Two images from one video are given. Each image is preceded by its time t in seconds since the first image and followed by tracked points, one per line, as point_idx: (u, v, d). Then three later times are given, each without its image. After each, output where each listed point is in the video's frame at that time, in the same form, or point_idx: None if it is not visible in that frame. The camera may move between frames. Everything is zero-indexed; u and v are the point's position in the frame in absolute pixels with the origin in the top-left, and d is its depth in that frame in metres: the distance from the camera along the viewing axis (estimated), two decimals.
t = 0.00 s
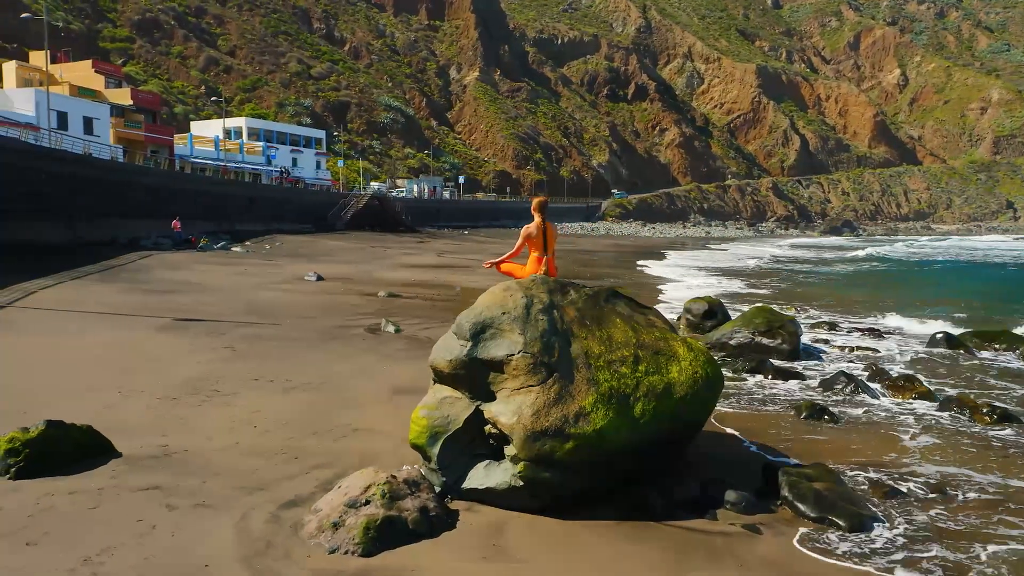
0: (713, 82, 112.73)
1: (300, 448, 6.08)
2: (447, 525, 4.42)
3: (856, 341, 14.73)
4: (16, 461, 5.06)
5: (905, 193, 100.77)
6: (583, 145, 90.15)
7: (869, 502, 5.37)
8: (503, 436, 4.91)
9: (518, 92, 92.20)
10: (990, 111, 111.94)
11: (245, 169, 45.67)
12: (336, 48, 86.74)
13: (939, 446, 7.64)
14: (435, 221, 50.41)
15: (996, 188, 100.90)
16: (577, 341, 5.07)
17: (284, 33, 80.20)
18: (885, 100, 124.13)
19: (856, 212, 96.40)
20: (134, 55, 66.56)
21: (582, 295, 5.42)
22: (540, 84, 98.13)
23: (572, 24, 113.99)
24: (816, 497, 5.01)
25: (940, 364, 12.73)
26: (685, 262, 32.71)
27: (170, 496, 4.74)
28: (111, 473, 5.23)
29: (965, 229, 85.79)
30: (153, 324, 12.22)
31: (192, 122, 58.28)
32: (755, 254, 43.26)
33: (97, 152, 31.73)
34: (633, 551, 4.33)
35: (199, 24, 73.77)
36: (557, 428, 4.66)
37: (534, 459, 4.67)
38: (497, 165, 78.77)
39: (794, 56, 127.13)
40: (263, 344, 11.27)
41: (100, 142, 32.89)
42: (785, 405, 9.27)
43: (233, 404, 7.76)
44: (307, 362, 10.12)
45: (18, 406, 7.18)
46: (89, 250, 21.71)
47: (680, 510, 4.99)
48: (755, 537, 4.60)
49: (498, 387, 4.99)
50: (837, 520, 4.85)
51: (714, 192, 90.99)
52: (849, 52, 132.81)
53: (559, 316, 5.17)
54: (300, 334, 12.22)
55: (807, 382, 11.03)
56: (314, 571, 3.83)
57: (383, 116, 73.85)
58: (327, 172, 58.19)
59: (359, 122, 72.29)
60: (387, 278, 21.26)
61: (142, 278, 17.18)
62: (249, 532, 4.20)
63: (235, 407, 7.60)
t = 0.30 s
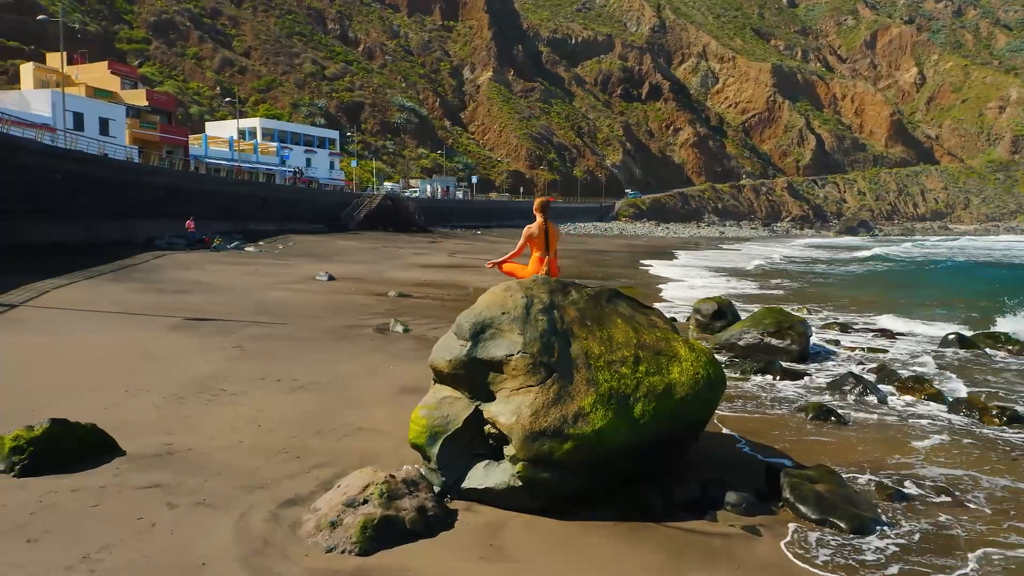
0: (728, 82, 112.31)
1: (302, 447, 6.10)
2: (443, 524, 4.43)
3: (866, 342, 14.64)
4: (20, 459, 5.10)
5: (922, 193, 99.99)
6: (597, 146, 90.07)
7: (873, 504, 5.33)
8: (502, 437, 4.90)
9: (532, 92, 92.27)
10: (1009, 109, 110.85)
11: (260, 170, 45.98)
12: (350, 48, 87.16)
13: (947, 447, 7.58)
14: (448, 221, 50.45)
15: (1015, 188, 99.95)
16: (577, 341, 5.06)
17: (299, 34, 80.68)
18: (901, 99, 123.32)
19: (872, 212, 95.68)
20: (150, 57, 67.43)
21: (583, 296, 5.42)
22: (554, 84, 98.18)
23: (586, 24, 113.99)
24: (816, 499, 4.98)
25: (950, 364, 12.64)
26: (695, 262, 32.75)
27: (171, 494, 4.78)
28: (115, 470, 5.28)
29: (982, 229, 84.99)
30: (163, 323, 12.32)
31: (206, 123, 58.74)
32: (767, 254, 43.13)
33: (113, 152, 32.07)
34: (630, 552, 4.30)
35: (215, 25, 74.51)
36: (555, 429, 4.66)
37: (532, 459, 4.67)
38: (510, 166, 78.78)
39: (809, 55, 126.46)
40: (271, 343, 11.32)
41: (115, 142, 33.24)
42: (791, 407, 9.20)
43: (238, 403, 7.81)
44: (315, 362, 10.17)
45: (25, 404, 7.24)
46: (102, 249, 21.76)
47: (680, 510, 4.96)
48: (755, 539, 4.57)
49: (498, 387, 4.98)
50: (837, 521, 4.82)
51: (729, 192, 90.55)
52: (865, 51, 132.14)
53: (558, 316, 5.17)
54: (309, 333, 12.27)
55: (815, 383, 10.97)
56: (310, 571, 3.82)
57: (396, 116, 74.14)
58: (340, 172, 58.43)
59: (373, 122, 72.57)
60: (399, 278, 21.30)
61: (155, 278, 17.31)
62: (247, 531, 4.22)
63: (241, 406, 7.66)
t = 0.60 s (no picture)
0: (743, 81, 111.78)
1: (305, 446, 6.14)
2: (442, 523, 4.44)
3: (877, 343, 14.55)
4: (26, 456, 5.16)
5: (939, 193, 99.10)
6: (611, 145, 89.90)
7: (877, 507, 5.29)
8: (502, 437, 4.90)
9: (545, 92, 92.26)
10: None
11: (274, 171, 46.24)
12: (364, 49, 87.56)
13: (954, 450, 7.53)
14: (462, 220, 50.49)
15: None
16: (578, 341, 5.05)
17: (313, 34, 81.17)
18: (919, 97, 122.23)
19: (889, 212, 94.83)
20: (166, 58, 68.26)
21: (585, 296, 5.39)
22: (568, 84, 98.26)
23: (600, 24, 113.93)
24: (819, 501, 4.94)
25: (964, 367, 12.41)
26: (707, 262, 32.76)
27: (174, 492, 4.82)
28: (119, 468, 5.33)
29: (1001, 229, 84.04)
30: (174, 322, 12.40)
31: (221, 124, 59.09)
32: (782, 254, 42.89)
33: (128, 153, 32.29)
34: (627, 553, 4.29)
35: (230, 26, 75.28)
36: (555, 429, 4.65)
37: (531, 459, 4.66)
38: (524, 166, 78.80)
39: (826, 54, 125.79)
40: (281, 343, 11.38)
41: (131, 144, 33.53)
42: (799, 408, 9.15)
43: (244, 403, 7.86)
44: (323, 361, 10.20)
45: (34, 401, 7.32)
46: (117, 248, 21.86)
47: (680, 512, 4.94)
48: (755, 540, 4.55)
49: (498, 386, 4.98)
50: (840, 523, 4.77)
51: (744, 192, 90.06)
52: (882, 49, 131.37)
53: (560, 316, 5.15)
54: (318, 333, 12.32)
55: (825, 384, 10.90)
56: (307, 569, 3.84)
57: (410, 116, 74.38)
58: (354, 172, 58.64)
59: (387, 123, 72.72)
60: (411, 278, 21.32)
61: (168, 277, 17.44)
62: (246, 529, 4.24)
63: (247, 405, 7.71)
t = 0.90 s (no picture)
0: (759, 80, 111.25)
1: (309, 445, 6.17)
2: (440, 522, 4.45)
3: (887, 344, 14.44)
4: (32, 454, 5.21)
5: (957, 193, 98.29)
6: (625, 145, 89.76)
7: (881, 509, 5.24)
8: (502, 437, 4.91)
9: (559, 92, 92.31)
10: None
11: (288, 171, 46.49)
12: (378, 49, 87.90)
13: (963, 453, 7.44)
14: (475, 220, 50.59)
15: None
16: (578, 342, 5.05)
17: (328, 35, 81.60)
18: (937, 97, 121.18)
19: (906, 212, 94.08)
20: (182, 59, 68.90)
21: (587, 296, 5.38)
22: (582, 84, 98.29)
23: (615, 23, 113.78)
24: (821, 502, 4.91)
25: (974, 369, 12.25)
26: (717, 262, 32.75)
27: (176, 491, 4.85)
28: (123, 466, 5.38)
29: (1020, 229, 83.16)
30: (185, 321, 12.49)
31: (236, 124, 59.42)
32: (797, 255, 42.61)
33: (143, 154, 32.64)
34: (625, 553, 4.29)
35: (245, 27, 75.89)
36: (554, 429, 4.65)
37: (531, 459, 4.66)
38: (538, 166, 78.81)
39: (842, 53, 125.14)
40: (289, 342, 11.42)
41: (146, 144, 33.83)
42: (806, 409, 9.08)
43: (251, 401, 7.91)
44: (330, 360, 10.25)
45: (43, 399, 7.40)
46: (130, 248, 22.04)
47: (680, 513, 4.93)
48: (755, 542, 4.52)
49: (498, 386, 4.98)
50: (842, 525, 4.74)
51: (759, 191, 89.56)
52: (899, 48, 130.57)
53: (561, 317, 5.15)
54: (327, 332, 12.38)
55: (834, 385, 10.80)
56: (304, 568, 3.86)
57: (424, 117, 74.61)
58: (368, 173, 58.85)
59: (401, 123, 72.88)
60: (422, 278, 21.35)
61: (179, 277, 17.56)
62: (246, 527, 4.27)
63: (253, 404, 7.76)
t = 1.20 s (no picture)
0: (774, 80, 110.74)
1: (311, 444, 6.21)
2: (440, 522, 4.46)
3: (899, 345, 14.31)
4: (38, 452, 5.27)
5: (975, 193, 97.45)
6: (639, 146, 89.58)
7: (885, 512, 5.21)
8: (501, 436, 4.94)
9: (573, 92, 92.32)
10: None
11: (302, 172, 46.77)
12: (393, 50, 88.17)
13: (970, 456, 7.38)
14: (488, 220, 50.65)
15: None
16: (579, 341, 5.04)
17: (342, 36, 82.13)
18: (954, 96, 120.16)
19: (923, 212, 93.34)
20: (197, 60, 69.51)
21: (589, 295, 5.37)
22: (596, 84, 98.29)
23: (629, 23, 113.72)
24: (823, 504, 4.89)
25: (985, 371, 12.12)
26: (729, 262, 32.74)
27: (179, 488, 4.90)
28: (128, 464, 5.43)
29: None
30: (196, 321, 12.60)
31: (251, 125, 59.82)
32: (812, 255, 42.36)
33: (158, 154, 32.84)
34: (623, 553, 4.28)
35: (261, 29, 76.45)
36: (553, 430, 4.66)
37: (529, 459, 4.67)
38: (551, 166, 78.85)
39: (858, 52, 124.49)
40: (297, 342, 11.48)
41: (161, 145, 34.07)
42: (812, 411, 9.00)
43: (257, 401, 7.96)
44: (338, 360, 10.29)
45: (51, 398, 7.48)
46: (144, 247, 22.23)
47: (679, 513, 4.92)
48: (754, 543, 4.51)
49: (498, 386, 5.00)
50: (844, 527, 4.71)
51: (774, 191, 89.11)
52: (917, 47, 129.69)
53: (561, 317, 5.15)
54: (336, 332, 12.45)
55: (842, 386, 10.72)
56: (301, 567, 3.87)
57: (438, 117, 74.80)
58: (381, 173, 59.06)
59: (414, 124, 73.09)
60: (433, 278, 21.41)
61: (191, 277, 17.69)
62: (246, 524, 4.31)
63: (259, 403, 7.82)
